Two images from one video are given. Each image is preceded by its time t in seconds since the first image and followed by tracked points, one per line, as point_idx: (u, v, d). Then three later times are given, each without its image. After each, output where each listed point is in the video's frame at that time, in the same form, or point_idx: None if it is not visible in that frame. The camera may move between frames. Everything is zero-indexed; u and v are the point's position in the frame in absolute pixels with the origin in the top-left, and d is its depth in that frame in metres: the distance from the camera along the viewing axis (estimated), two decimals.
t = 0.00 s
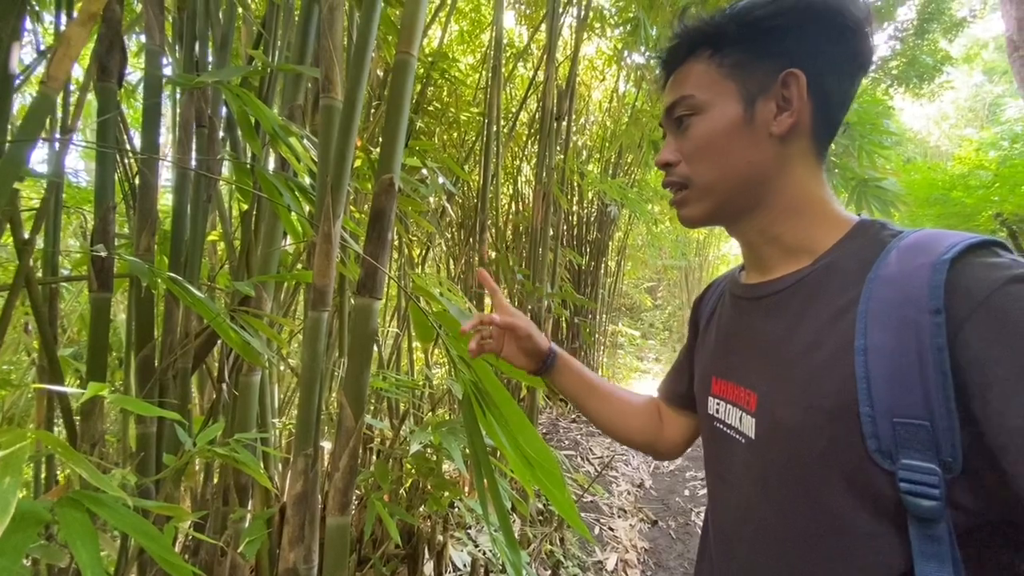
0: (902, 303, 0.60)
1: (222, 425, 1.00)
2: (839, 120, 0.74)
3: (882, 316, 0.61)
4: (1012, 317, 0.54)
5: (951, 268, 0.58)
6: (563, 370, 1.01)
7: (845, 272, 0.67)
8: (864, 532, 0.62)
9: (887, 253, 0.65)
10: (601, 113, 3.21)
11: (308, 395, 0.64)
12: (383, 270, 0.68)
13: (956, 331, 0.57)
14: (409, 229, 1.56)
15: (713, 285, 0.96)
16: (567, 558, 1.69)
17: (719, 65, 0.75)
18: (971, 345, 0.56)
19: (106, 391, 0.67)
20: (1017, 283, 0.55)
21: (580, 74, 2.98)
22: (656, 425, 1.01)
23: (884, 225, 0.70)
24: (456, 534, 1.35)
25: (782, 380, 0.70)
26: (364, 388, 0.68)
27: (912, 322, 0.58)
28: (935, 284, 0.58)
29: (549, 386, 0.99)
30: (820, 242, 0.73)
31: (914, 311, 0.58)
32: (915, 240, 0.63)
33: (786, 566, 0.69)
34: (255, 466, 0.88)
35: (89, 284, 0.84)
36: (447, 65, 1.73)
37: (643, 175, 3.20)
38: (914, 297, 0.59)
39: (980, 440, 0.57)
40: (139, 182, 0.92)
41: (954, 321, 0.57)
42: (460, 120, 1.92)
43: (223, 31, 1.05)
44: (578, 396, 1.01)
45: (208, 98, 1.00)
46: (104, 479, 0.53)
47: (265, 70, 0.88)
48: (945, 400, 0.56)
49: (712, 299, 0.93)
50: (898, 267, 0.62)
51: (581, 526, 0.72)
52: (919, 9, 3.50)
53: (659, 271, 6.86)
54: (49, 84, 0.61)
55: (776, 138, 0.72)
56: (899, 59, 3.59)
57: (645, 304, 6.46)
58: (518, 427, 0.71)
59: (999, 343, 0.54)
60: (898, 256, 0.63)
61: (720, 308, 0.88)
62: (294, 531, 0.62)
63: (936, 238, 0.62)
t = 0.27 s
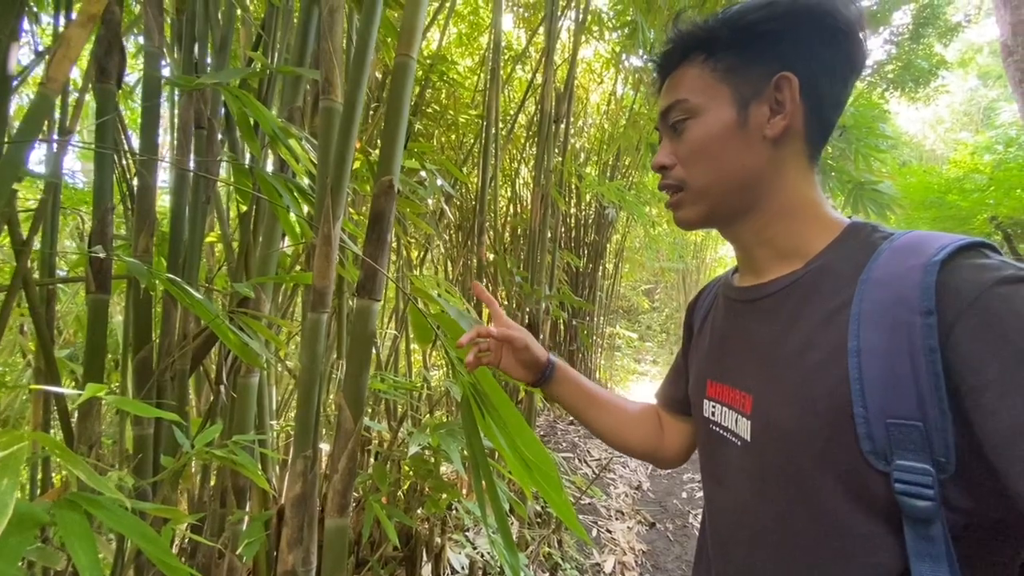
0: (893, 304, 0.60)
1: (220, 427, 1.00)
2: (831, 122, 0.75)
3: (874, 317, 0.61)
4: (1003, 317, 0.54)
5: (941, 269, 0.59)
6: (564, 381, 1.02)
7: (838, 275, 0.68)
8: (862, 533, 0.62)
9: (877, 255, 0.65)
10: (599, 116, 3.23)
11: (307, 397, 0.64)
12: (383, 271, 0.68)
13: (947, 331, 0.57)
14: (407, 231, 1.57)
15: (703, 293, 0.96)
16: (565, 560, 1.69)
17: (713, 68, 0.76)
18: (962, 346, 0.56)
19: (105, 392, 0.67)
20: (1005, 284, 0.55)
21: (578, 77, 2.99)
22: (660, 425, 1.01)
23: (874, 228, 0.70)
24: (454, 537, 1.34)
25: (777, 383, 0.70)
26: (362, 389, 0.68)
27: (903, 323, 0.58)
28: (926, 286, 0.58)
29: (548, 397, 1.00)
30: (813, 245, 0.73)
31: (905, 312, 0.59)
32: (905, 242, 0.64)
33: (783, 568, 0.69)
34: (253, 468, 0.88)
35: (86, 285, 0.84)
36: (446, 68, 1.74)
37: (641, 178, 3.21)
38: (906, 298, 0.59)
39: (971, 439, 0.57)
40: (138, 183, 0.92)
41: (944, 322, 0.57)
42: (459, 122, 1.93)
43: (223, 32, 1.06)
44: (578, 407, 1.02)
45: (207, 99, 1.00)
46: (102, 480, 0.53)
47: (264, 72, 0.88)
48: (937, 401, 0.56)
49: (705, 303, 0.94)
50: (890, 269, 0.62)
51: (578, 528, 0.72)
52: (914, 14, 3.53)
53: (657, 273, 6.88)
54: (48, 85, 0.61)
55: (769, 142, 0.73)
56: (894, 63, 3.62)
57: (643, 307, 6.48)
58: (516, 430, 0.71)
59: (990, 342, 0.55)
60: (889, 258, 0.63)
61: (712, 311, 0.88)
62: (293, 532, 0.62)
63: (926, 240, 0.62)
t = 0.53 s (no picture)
0: (893, 307, 0.60)
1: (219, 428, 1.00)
2: (824, 126, 0.75)
3: (874, 320, 0.61)
4: (1002, 320, 0.54)
5: (942, 272, 0.59)
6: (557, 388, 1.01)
7: (838, 278, 0.68)
8: (860, 535, 0.62)
9: (878, 258, 0.65)
10: (597, 118, 3.24)
11: (307, 397, 0.64)
12: (383, 272, 0.68)
13: (947, 334, 0.57)
14: (406, 231, 1.57)
15: (705, 293, 0.97)
16: (564, 561, 1.69)
17: (701, 78, 0.76)
18: (960, 349, 0.56)
19: (104, 392, 0.66)
20: (1005, 288, 0.55)
21: (576, 79, 3.00)
22: (663, 432, 1.01)
23: (875, 230, 0.70)
24: (453, 538, 1.34)
25: (776, 384, 0.70)
26: (362, 390, 0.68)
27: (903, 326, 0.59)
28: (927, 289, 0.59)
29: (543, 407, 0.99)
30: (813, 246, 0.73)
31: (905, 315, 0.59)
32: (906, 245, 0.64)
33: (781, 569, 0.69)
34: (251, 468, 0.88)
35: (85, 285, 0.84)
36: (445, 69, 1.74)
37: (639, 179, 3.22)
38: (906, 301, 0.59)
39: (969, 443, 0.57)
40: (137, 184, 0.92)
41: (944, 325, 0.57)
42: (458, 123, 1.93)
43: (223, 33, 1.06)
44: (576, 420, 1.01)
45: (207, 99, 1.00)
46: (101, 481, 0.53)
47: (264, 72, 0.88)
48: (936, 404, 0.56)
49: (707, 305, 0.94)
50: (890, 272, 0.63)
51: (577, 529, 0.72)
52: (911, 17, 3.55)
53: (655, 275, 6.89)
54: (48, 85, 0.61)
55: (761, 148, 0.73)
56: (891, 66, 3.63)
57: (642, 308, 6.48)
58: (518, 431, 0.71)
59: (989, 346, 0.55)
60: (890, 261, 0.64)
61: (715, 312, 0.88)
62: (292, 533, 0.62)
63: (928, 243, 0.63)
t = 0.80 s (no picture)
0: (892, 312, 0.60)
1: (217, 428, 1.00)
2: (825, 127, 0.75)
3: (872, 325, 0.61)
4: (1002, 328, 0.54)
5: (941, 278, 0.59)
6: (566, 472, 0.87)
7: (836, 280, 0.68)
8: (858, 536, 0.62)
9: (877, 262, 0.65)
10: (596, 119, 3.25)
11: (306, 398, 0.64)
12: (383, 274, 0.68)
13: (945, 340, 0.57)
14: (405, 232, 1.57)
15: (702, 293, 0.97)
16: (562, 562, 1.69)
17: (706, 73, 0.76)
18: (959, 355, 0.56)
19: (104, 392, 0.66)
20: (1004, 294, 0.55)
21: (576, 80, 3.01)
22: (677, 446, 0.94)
23: (874, 233, 0.71)
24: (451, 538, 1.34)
25: (774, 386, 0.70)
26: (361, 390, 0.67)
27: (902, 331, 0.59)
28: (926, 295, 0.58)
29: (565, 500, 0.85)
30: (812, 247, 0.73)
31: (903, 320, 0.59)
32: (905, 249, 0.64)
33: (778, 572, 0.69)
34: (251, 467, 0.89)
35: (84, 285, 0.84)
36: (445, 69, 1.74)
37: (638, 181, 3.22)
38: (904, 306, 0.59)
39: (966, 448, 0.58)
40: (136, 184, 0.92)
41: (943, 331, 0.57)
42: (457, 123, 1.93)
43: (223, 33, 1.06)
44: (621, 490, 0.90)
45: (206, 99, 1.00)
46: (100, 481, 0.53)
47: (264, 72, 0.88)
48: (933, 411, 0.56)
49: (704, 305, 0.94)
50: (889, 276, 0.63)
51: (577, 529, 0.72)
52: (908, 19, 3.56)
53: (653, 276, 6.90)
54: (48, 84, 0.61)
55: (763, 147, 0.73)
56: (888, 68, 3.65)
57: (640, 309, 6.50)
58: (515, 434, 0.72)
59: (986, 353, 0.55)
60: (889, 265, 0.64)
61: (712, 312, 0.89)
62: (291, 533, 0.62)
63: (927, 248, 0.62)
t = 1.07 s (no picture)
0: (894, 313, 0.60)
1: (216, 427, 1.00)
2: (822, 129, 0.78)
3: (874, 326, 0.61)
4: (1005, 330, 0.54)
5: (943, 279, 0.59)
6: None
7: (836, 281, 0.68)
8: (856, 537, 0.62)
9: (877, 263, 0.65)
10: (596, 119, 3.25)
11: (305, 397, 0.64)
12: (382, 273, 0.68)
13: (948, 343, 0.57)
14: (404, 231, 1.57)
15: (698, 295, 0.97)
16: (560, 562, 1.70)
17: (713, 70, 0.76)
18: (962, 358, 0.56)
19: (102, 391, 0.66)
20: (1005, 296, 0.55)
21: (575, 80, 3.01)
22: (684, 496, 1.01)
23: (871, 233, 0.71)
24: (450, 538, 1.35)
25: (773, 388, 0.70)
26: (361, 389, 0.67)
27: (904, 333, 0.59)
28: (928, 296, 0.58)
29: None
30: (811, 248, 0.73)
31: (905, 321, 0.59)
32: (906, 251, 0.64)
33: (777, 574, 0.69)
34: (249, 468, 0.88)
35: (82, 284, 0.83)
36: (444, 69, 1.74)
37: (637, 181, 3.23)
38: (906, 308, 0.59)
39: (965, 450, 0.58)
40: (134, 182, 0.91)
41: (945, 334, 0.57)
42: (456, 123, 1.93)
43: (222, 32, 1.05)
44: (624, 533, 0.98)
45: (205, 98, 0.99)
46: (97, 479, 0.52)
47: (263, 71, 0.88)
48: (934, 413, 0.56)
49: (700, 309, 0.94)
50: (890, 278, 0.63)
51: (577, 529, 0.72)
52: (907, 20, 3.56)
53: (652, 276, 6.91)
54: (46, 82, 0.61)
55: (771, 144, 0.73)
56: (888, 69, 3.65)
57: (639, 309, 6.50)
58: (516, 433, 0.71)
59: (989, 355, 0.55)
60: (890, 266, 0.64)
61: (710, 314, 0.89)
62: (289, 533, 0.62)
63: (929, 250, 0.62)
